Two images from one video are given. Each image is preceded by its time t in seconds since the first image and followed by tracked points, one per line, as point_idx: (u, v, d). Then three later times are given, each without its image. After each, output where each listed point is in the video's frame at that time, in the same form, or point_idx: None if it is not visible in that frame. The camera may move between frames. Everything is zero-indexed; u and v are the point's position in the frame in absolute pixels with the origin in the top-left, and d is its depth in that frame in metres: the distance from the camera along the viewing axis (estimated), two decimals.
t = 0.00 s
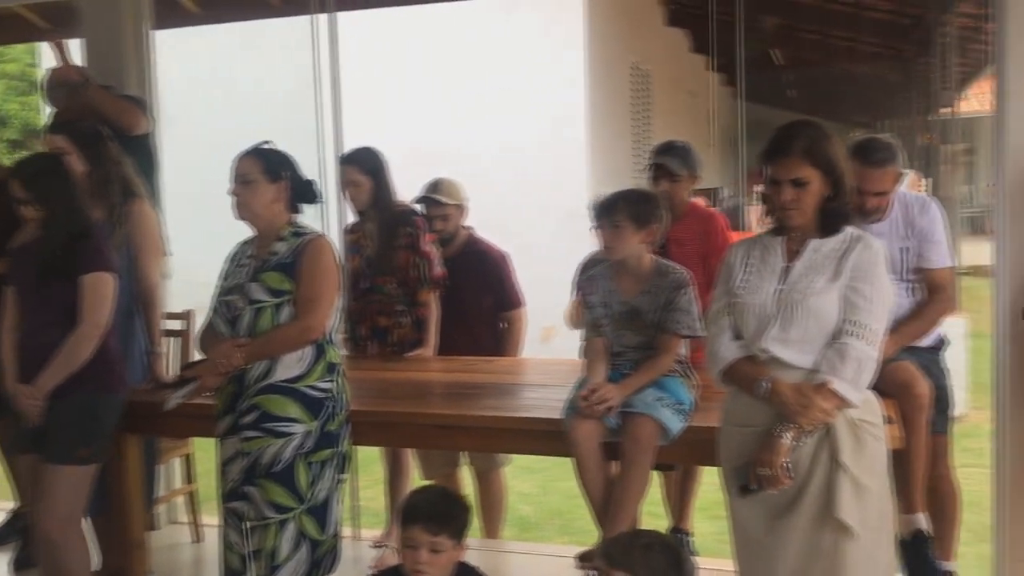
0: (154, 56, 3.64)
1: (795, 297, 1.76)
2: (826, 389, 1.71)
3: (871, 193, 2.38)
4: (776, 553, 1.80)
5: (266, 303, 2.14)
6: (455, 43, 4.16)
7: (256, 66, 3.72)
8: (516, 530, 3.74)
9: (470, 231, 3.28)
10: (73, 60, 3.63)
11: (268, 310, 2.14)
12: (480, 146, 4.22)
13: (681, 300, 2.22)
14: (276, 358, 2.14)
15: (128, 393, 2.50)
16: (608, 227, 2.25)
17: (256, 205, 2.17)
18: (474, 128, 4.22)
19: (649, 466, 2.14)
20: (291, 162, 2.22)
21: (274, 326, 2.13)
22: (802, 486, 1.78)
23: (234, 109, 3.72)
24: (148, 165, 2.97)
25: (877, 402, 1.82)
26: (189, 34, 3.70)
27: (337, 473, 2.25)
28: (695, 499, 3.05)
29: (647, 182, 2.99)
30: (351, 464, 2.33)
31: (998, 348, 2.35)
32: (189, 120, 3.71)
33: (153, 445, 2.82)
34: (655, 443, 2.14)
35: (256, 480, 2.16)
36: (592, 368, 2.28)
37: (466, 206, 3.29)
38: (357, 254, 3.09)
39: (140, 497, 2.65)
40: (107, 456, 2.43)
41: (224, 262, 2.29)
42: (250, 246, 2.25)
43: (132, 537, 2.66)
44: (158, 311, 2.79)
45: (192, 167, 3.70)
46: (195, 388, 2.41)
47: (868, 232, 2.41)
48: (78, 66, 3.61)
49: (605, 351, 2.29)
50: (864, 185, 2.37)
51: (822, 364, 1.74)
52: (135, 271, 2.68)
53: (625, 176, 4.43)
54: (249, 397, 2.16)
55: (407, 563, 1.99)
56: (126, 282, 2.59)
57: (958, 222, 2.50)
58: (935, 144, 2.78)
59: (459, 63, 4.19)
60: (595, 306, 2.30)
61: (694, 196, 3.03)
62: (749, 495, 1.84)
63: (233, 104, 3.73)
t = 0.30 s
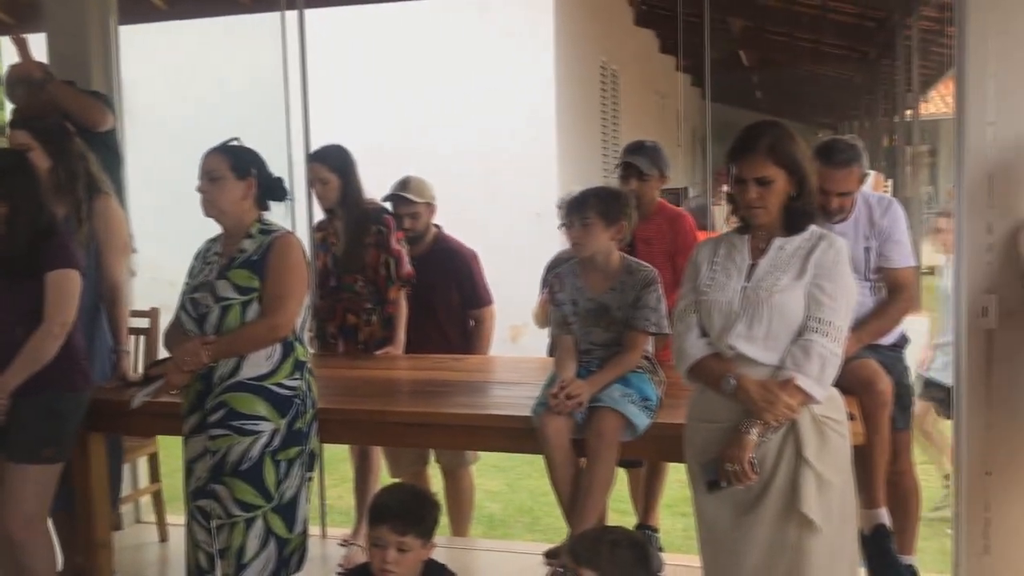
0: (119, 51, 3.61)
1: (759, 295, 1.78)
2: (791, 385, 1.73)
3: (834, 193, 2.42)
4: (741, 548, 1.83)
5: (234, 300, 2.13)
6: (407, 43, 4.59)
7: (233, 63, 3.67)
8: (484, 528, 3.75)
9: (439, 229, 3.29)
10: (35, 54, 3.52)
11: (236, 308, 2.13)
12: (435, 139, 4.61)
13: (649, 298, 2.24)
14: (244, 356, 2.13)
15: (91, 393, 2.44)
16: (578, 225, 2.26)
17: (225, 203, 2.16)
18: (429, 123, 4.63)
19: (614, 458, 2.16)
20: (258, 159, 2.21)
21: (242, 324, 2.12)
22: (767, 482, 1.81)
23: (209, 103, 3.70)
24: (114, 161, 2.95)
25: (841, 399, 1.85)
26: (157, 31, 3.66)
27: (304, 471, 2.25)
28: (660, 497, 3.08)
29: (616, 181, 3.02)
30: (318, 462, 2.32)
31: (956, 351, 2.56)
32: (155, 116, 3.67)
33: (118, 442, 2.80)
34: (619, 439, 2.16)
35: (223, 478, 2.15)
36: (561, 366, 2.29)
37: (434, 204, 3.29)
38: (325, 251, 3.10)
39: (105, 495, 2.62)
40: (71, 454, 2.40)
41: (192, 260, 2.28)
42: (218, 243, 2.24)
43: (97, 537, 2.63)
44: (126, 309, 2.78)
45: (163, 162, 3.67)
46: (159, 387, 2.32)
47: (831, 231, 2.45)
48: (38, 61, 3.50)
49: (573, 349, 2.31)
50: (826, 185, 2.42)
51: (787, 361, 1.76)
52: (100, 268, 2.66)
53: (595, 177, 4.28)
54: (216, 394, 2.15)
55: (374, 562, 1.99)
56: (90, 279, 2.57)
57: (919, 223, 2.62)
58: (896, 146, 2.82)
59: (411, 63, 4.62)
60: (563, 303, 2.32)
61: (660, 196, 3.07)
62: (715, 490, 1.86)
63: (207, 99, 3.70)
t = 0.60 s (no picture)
0: (104, 46, 3.56)
1: (733, 291, 1.80)
2: (763, 380, 1.75)
3: (812, 190, 2.42)
4: (715, 541, 1.85)
5: (214, 295, 2.14)
6: (388, 42, 4.66)
7: (221, 58, 3.70)
8: (469, 522, 3.77)
9: (422, 225, 3.30)
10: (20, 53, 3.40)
11: (216, 302, 2.14)
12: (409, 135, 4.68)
13: (629, 295, 2.25)
14: (224, 351, 2.14)
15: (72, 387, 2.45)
16: (559, 222, 2.27)
17: (205, 198, 2.16)
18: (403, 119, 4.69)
19: (590, 451, 2.18)
20: (239, 154, 2.22)
21: (222, 319, 2.13)
22: (741, 476, 1.83)
23: (191, 101, 3.71)
24: (97, 156, 2.96)
25: (814, 394, 1.87)
26: (142, 25, 3.65)
27: (285, 465, 2.26)
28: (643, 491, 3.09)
29: (599, 177, 3.03)
30: (299, 456, 2.34)
31: (936, 347, 2.67)
32: (139, 111, 3.67)
33: (101, 438, 2.82)
34: (591, 432, 2.18)
35: (203, 472, 2.16)
36: (539, 361, 2.31)
37: (418, 200, 3.30)
38: (309, 246, 3.11)
39: (88, 488, 2.62)
40: (53, 448, 2.41)
41: (173, 254, 2.29)
42: (199, 238, 2.25)
43: (80, 531, 2.63)
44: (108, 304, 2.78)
45: (144, 158, 3.66)
46: (141, 379, 2.39)
47: (810, 228, 2.46)
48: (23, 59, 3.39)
49: (553, 344, 2.33)
50: (802, 182, 2.42)
51: (760, 357, 1.78)
52: (82, 263, 2.66)
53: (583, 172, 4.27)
54: (197, 389, 2.16)
55: (352, 556, 2.00)
56: (72, 275, 2.57)
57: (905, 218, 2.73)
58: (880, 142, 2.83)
59: (387, 58, 4.68)
60: (543, 299, 2.35)
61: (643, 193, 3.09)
62: (690, 484, 1.89)
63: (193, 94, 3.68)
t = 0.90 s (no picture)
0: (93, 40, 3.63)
1: (714, 282, 1.82)
2: (743, 370, 1.77)
3: (795, 181, 2.43)
4: (696, 529, 1.87)
5: (200, 287, 2.16)
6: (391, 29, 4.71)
7: (199, 48, 3.65)
8: (458, 512, 3.80)
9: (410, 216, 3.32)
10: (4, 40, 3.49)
11: (202, 293, 2.15)
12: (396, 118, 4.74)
13: (614, 287, 2.27)
14: (211, 342, 2.15)
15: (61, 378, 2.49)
16: (547, 213, 2.28)
17: (191, 190, 2.17)
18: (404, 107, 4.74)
19: (581, 442, 2.19)
20: (226, 146, 2.23)
21: (207, 310, 2.15)
22: (721, 465, 1.85)
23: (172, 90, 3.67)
24: (85, 148, 2.97)
25: (794, 383, 1.89)
26: (132, 16, 3.65)
27: (272, 454, 2.28)
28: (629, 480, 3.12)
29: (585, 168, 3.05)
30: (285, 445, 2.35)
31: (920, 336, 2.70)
32: (129, 102, 3.69)
33: (89, 429, 2.84)
34: (581, 423, 2.20)
35: (190, 461, 2.18)
36: (524, 350, 2.34)
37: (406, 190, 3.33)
38: (298, 237, 3.12)
39: (77, 478, 2.64)
40: (41, 438, 2.42)
41: (160, 245, 2.30)
42: (185, 230, 2.26)
43: (69, 521, 2.63)
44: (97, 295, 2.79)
45: (139, 149, 3.69)
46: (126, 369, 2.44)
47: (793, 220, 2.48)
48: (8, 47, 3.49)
49: (539, 333, 2.36)
50: (785, 173, 2.43)
51: (740, 346, 1.80)
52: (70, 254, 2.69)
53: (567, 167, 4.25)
54: (184, 378, 2.18)
55: (338, 544, 2.02)
56: (60, 267, 2.58)
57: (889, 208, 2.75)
58: (870, 134, 2.82)
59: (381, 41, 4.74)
60: (529, 289, 2.37)
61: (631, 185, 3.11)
62: (671, 473, 1.91)
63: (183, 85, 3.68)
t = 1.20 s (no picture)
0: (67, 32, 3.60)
1: (686, 274, 1.84)
2: (715, 361, 1.80)
3: (767, 176, 2.46)
4: (669, 518, 1.90)
5: (176, 280, 2.16)
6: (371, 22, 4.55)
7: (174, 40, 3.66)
8: (435, 504, 3.81)
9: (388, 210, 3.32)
10: None
11: (178, 286, 2.15)
12: (381, 112, 4.58)
13: (592, 282, 2.30)
14: (187, 335, 2.15)
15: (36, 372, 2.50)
16: (529, 206, 2.29)
17: (168, 183, 2.17)
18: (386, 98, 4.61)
19: (555, 437, 2.23)
20: (201, 139, 2.22)
21: (183, 303, 2.15)
22: (694, 455, 1.87)
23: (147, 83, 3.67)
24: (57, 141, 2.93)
25: (765, 374, 1.91)
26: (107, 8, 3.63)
27: (248, 448, 2.28)
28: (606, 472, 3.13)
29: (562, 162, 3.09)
30: (262, 439, 2.36)
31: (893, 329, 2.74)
32: (103, 94, 3.66)
33: (66, 425, 2.81)
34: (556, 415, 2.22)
35: (166, 455, 2.18)
36: (502, 342, 2.36)
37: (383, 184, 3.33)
38: (274, 230, 3.12)
39: (51, 472, 2.63)
40: (14, 433, 2.41)
41: (135, 238, 2.30)
42: (161, 222, 2.25)
43: (44, 515, 2.66)
44: (71, 289, 2.77)
45: (112, 142, 3.66)
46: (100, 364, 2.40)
47: (766, 213, 2.49)
48: None
49: (516, 326, 2.37)
50: (758, 167, 2.46)
51: (711, 337, 1.82)
52: (44, 247, 2.65)
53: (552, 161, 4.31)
54: (160, 372, 2.17)
55: (315, 536, 2.04)
56: (34, 261, 2.57)
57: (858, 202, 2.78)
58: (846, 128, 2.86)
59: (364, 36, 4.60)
60: (507, 282, 2.38)
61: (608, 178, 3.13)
62: (645, 463, 1.93)
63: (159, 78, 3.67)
